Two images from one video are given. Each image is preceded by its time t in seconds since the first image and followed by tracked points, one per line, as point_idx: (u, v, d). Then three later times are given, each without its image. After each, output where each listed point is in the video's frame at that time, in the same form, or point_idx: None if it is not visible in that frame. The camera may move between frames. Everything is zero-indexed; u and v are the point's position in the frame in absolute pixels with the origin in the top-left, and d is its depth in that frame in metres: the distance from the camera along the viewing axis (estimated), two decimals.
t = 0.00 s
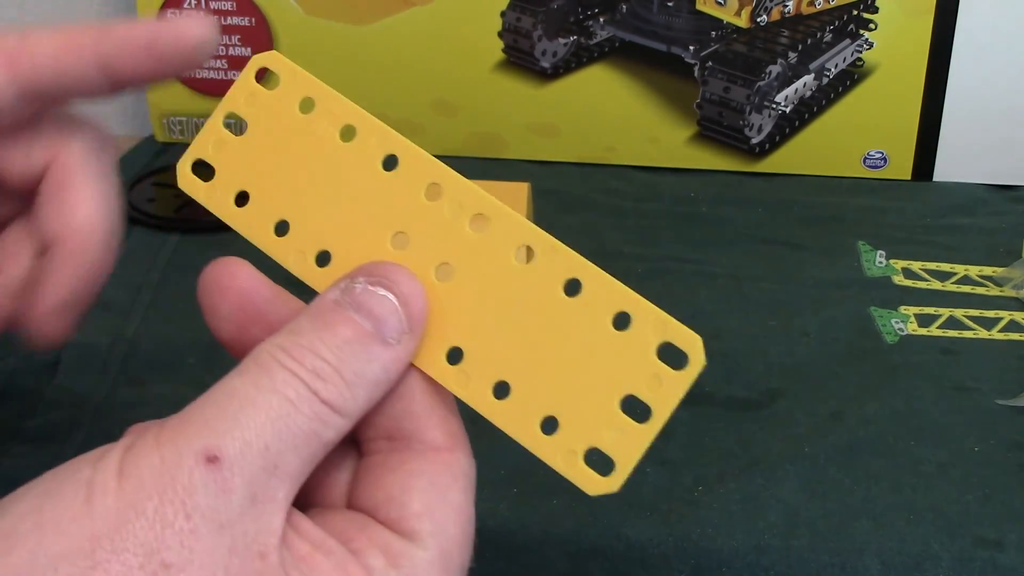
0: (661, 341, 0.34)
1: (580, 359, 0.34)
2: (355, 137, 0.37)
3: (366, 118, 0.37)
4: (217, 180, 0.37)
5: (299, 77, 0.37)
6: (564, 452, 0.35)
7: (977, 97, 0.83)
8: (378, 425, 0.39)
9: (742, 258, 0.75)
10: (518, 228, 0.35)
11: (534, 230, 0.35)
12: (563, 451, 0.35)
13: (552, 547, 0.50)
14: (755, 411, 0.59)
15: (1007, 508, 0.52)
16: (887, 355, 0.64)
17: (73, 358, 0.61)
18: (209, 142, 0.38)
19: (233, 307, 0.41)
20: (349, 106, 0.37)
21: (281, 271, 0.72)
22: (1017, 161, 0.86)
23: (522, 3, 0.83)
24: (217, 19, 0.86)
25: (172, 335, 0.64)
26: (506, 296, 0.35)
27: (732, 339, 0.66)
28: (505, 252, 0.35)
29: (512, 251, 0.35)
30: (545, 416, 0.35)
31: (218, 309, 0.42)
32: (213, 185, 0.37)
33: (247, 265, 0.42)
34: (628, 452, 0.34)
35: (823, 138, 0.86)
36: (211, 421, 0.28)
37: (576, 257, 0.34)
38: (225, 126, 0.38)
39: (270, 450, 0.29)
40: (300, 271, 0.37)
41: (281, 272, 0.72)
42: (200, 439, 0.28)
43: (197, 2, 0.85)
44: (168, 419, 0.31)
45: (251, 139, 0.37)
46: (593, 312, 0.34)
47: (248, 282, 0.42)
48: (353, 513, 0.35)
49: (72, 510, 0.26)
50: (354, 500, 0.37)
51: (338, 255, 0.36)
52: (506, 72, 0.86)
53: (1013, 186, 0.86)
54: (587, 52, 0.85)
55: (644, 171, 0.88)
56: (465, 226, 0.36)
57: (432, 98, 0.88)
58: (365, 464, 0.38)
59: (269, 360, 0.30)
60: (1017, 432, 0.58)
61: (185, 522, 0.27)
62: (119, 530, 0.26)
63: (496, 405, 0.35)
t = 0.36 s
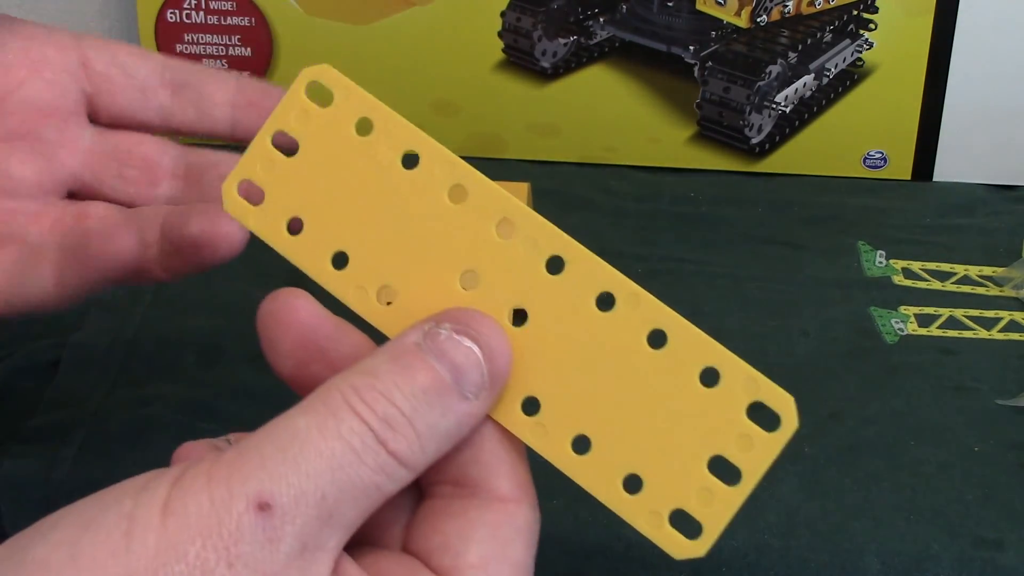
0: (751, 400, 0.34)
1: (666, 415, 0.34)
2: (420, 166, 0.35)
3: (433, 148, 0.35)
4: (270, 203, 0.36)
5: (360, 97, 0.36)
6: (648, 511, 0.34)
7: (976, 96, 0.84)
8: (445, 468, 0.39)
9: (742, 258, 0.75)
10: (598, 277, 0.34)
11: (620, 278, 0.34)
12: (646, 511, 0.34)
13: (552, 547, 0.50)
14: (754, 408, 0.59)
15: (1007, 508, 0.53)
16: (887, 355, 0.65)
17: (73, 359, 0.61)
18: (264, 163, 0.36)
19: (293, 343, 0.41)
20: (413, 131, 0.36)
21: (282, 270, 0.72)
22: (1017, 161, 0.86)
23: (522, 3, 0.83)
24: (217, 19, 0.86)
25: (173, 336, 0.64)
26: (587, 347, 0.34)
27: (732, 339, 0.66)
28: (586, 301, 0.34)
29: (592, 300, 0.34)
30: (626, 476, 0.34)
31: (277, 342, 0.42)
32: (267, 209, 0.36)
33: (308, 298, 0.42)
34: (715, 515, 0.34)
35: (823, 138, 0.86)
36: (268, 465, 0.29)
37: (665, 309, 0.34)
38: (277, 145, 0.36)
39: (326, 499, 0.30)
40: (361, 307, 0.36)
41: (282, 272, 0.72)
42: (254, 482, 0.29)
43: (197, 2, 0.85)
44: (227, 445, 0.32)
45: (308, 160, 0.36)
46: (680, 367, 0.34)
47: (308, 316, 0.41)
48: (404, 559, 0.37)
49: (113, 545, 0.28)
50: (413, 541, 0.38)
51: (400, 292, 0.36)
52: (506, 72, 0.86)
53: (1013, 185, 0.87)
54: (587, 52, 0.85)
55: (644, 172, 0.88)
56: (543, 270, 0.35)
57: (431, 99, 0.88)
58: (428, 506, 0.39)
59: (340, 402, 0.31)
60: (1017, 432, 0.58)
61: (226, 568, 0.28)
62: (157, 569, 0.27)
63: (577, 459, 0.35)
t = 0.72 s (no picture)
0: (725, 381, 0.35)
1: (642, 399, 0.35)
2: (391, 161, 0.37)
3: (403, 142, 0.37)
4: (248, 206, 0.38)
5: (329, 96, 0.38)
6: (629, 494, 0.36)
7: (977, 96, 0.84)
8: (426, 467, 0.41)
9: (742, 258, 0.75)
10: (569, 266, 0.36)
11: (588, 265, 0.36)
12: (627, 494, 0.36)
13: (552, 546, 0.50)
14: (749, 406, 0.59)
15: (1007, 508, 0.53)
16: (887, 355, 0.64)
17: (74, 358, 0.61)
18: (238, 167, 0.38)
19: (272, 338, 0.44)
20: (380, 128, 0.37)
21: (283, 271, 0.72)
22: (1017, 161, 0.86)
23: (522, 2, 0.83)
24: (217, 19, 0.86)
25: (173, 336, 0.64)
26: (558, 335, 0.36)
27: (732, 339, 0.66)
28: (557, 291, 0.36)
29: (564, 290, 0.36)
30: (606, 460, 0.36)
31: (259, 339, 0.44)
32: (241, 212, 0.38)
33: (286, 294, 0.45)
34: (693, 493, 0.35)
35: (823, 138, 0.86)
36: (248, 459, 0.30)
37: (634, 295, 0.35)
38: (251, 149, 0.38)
39: (308, 491, 0.30)
40: (335, 302, 0.38)
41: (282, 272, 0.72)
42: (235, 477, 0.29)
43: (197, 2, 0.85)
44: (205, 443, 0.32)
45: (282, 160, 0.38)
46: (652, 351, 0.35)
47: (288, 311, 0.44)
48: (388, 552, 0.39)
49: (98, 543, 0.29)
50: (395, 538, 0.40)
51: (374, 287, 0.37)
52: (506, 72, 0.86)
53: (1014, 186, 0.87)
54: (587, 52, 0.84)
55: (644, 172, 0.88)
56: (513, 259, 0.36)
57: (432, 99, 0.88)
58: (408, 501, 0.41)
59: (317, 395, 0.32)
60: (1018, 432, 0.58)
61: (211, 562, 0.29)
62: (143, 566, 0.28)
63: (553, 446, 0.36)
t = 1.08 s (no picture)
0: (703, 348, 0.36)
1: (625, 370, 0.36)
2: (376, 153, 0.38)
3: (387, 135, 0.38)
4: (239, 203, 0.39)
5: (313, 95, 0.38)
6: (616, 461, 0.37)
7: (977, 96, 0.83)
8: (418, 445, 0.41)
9: (741, 258, 0.75)
10: (551, 246, 0.37)
11: (570, 246, 0.37)
12: (613, 461, 0.37)
13: (552, 547, 0.50)
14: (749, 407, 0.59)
15: (1007, 508, 0.52)
16: (887, 355, 0.64)
17: (73, 358, 0.61)
18: (227, 165, 0.39)
19: (274, 330, 0.45)
20: (363, 123, 0.38)
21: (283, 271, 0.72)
22: (1017, 161, 0.86)
23: (522, 2, 0.83)
24: (217, 19, 0.86)
25: (173, 336, 0.64)
26: (543, 315, 0.37)
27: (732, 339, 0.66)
28: (541, 272, 0.37)
29: (546, 270, 0.37)
30: (592, 431, 0.37)
31: (259, 331, 0.45)
32: (232, 210, 0.39)
33: (285, 287, 0.45)
34: (678, 458, 0.36)
35: (823, 138, 0.86)
36: (251, 435, 0.30)
37: (615, 273, 0.36)
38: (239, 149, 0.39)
39: (309, 466, 0.31)
40: (327, 295, 0.38)
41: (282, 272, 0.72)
42: (239, 452, 0.30)
43: (197, 2, 0.85)
44: (206, 427, 0.33)
45: (271, 157, 0.38)
46: (632, 324, 0.36)
47: (287, 302, 0.44)
48: (388, 528, 0.38)
49: (109, 520, 0.29)
50: (394, 512, 0.40)
51: (366, 278, 0.38)
52: (506, 72, 0.86)
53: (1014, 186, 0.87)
54: (587, 52, 0.84)
55: (643, 172, 0.88)
56: (498, 245, 0.37)
57: (431, 99, 0.88)
58: (404, 479, 0.41)
59: (314, 373, 0.32)
60: (1018, 432, 0.58)
61: (220, 536, 0.29)
62: (154, 541, 0.28)
63: (540, 419, 0.37)
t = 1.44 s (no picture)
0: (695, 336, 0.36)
1: (619, 357, 0.36)
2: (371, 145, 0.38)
3: (381, 127, 0.38)
4: (236, 196, 0.39)
5: (306, 89, 0.38)
6: (610, 446, 0.37)
7: (976, 96, 0.83)
8: (415, 433, 0.42)
9: (741, 258, 0.75)
10: (545, 235, 0.37)
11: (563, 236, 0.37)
12: (607, 447, 0.37)
13: (551, 546, 0.50)
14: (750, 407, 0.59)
15: (1007, 508, 0.52)
16: (886, 355, 0.64)
17: (74, 359, 0.61)
18: (224, 159, 0.39)
19: (273, 323, 0.45)
20: (358, 117, 0.38)
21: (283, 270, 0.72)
22: (1016, 161, 0.86)
23: (522, 2, 0.82)
24: (217, 19, 0.86)
25: (174, 336, 0.64)
26: (538, 305, 0.37)
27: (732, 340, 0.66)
28: (535, 262, 0.37)
29: (540, 260, 0.37)
30: (586, 417, 0.37)
31: (257, 323, 0.45)
32: (230, 203, 0.39)
33: (283, 279, 0.45)
34: (671, 444, 0.36)
35: (823, 138, 0.86)
36: (254, 426, 0.30)
37: (609, 261, 0.36)
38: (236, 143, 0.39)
39: (312, 456, 0.31)
40: (326, 287, 0.38)
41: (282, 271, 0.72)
42: (244, 443, 0.30)
43: (197, 2, 0.85)
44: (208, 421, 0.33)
45: (267, 151, 0.38)
46: (625, 313, 0.36)
47: (285, 295, 0.44)
48: (387, 518, 0.38)
49: (119, 511, 0.28)
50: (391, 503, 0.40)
51: (364, 270, 0.38)
52: (506, 72, 0.86)
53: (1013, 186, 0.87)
54: (587, 52, 0.84)
55: (642, 172, 0.89)
56: (493, 235, 0.37)
57: (432, 100, 0.88)
58: (401, 466, 0.42)
59: (315, 363, 0.32)
60: (1018, 432, 0.58)
61: (228, 527, 0.29)
62: (163, 533, 0.28)
63: (537, 407, 0.37)
